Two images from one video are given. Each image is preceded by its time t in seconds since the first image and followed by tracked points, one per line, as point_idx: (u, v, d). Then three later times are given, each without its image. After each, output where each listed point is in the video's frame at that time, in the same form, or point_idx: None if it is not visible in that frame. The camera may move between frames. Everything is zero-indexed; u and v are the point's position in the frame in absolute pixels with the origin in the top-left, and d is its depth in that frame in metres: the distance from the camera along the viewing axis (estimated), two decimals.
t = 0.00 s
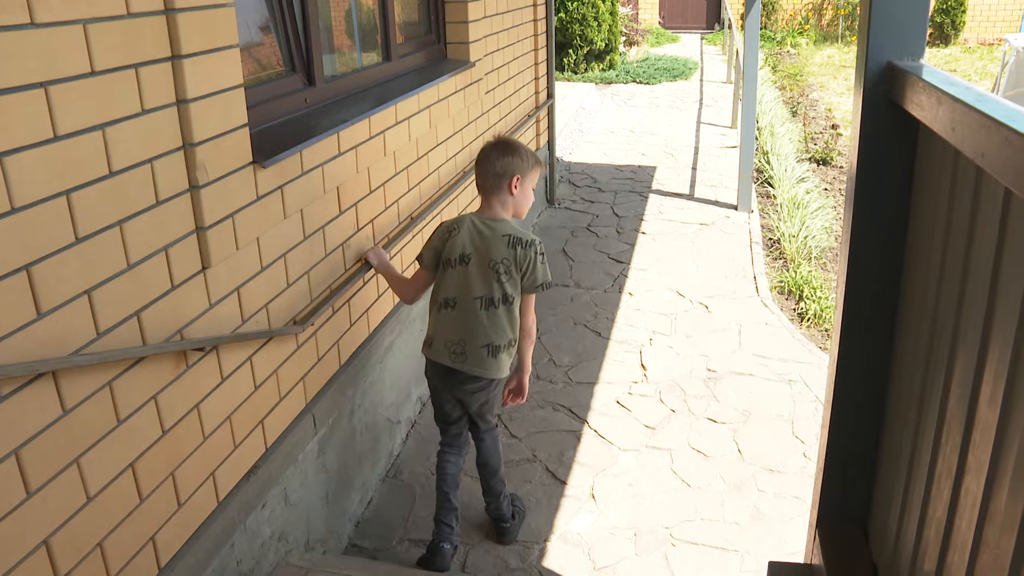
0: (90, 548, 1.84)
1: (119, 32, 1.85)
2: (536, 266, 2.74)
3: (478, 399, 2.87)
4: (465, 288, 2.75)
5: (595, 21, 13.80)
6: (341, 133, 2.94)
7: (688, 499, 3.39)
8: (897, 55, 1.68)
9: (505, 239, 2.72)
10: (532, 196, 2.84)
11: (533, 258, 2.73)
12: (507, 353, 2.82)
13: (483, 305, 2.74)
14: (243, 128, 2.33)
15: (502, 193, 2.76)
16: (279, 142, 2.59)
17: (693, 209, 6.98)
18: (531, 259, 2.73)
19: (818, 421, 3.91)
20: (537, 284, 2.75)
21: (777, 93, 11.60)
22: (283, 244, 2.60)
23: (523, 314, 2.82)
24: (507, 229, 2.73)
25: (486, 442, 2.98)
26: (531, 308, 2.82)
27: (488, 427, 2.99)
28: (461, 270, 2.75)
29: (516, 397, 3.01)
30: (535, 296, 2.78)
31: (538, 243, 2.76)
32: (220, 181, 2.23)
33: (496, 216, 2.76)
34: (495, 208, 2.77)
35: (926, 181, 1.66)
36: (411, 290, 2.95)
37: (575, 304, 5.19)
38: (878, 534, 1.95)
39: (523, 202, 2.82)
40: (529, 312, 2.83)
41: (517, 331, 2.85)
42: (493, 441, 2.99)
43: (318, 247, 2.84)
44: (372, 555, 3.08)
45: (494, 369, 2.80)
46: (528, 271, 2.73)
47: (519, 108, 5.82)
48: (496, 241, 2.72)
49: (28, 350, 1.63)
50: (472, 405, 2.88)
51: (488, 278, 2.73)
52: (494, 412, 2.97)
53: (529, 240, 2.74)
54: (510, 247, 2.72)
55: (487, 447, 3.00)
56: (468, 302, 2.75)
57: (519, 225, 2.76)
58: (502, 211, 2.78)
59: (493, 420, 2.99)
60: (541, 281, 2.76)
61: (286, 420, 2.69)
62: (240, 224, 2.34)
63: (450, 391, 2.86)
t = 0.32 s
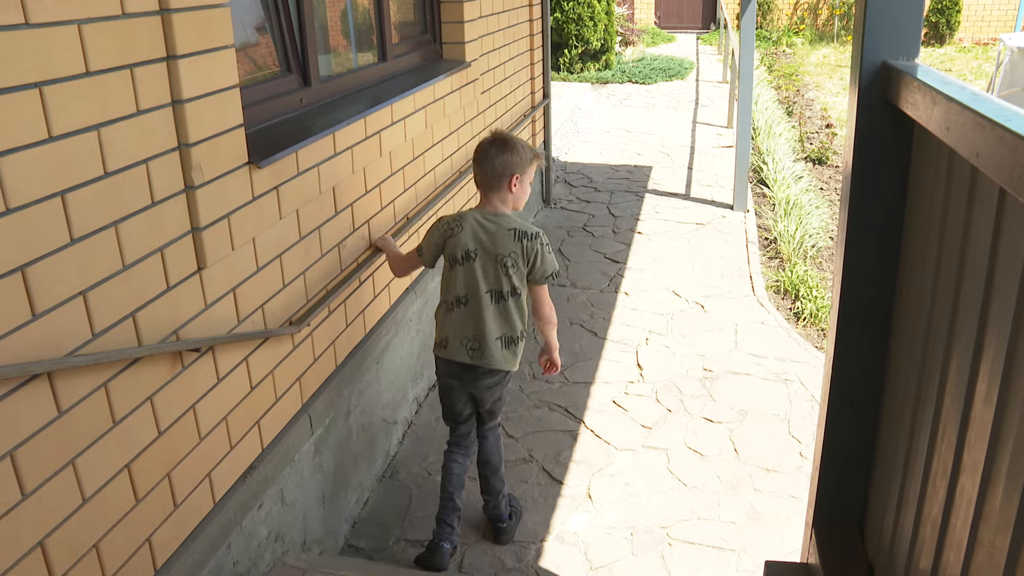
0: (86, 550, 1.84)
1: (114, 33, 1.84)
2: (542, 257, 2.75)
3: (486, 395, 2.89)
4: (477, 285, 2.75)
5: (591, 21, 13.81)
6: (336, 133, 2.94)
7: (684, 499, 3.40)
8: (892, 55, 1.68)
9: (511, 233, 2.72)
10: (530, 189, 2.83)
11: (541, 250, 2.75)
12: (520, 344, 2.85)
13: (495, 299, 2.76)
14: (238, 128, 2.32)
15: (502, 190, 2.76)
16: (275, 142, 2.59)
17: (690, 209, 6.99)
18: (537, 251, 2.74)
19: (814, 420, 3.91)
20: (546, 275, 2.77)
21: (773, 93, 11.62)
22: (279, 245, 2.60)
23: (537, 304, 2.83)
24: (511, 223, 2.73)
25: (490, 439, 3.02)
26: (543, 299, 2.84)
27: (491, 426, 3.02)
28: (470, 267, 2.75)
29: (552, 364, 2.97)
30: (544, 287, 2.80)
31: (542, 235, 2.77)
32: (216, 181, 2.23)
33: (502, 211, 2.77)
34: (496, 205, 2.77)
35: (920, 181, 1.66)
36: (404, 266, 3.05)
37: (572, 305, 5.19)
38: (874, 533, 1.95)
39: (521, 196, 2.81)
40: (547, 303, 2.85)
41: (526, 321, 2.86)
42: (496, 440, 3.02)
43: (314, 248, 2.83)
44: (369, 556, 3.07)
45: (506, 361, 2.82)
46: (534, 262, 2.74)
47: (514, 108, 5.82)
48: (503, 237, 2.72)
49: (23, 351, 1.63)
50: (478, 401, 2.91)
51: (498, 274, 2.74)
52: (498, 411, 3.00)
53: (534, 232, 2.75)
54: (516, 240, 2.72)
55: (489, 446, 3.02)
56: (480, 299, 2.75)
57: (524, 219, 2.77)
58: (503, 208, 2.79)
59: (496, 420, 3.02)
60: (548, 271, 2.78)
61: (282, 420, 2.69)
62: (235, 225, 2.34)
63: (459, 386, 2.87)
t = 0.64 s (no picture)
0: (82, 551, 1.84)
1: (110, 33, 1.84)
2: (526, 248, 2.73)
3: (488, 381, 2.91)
4: (464, 274, 2.78)
5: (588, 21, 13.82)
6: (333, 133, 2.93)
7: (681, 498, 3.40)
8: (888, 55, 1.69)
9: (496, 223, 2.73)
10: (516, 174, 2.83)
11: (526, 240, 2.73)
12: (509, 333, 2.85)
13: (482, 288, 2.79)
14: (235, 128, 2.32)
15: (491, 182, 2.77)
16: (272, 143, 2.59)
17: (686, 209, 7.00)
18: (521, 242, 2.73)
19: (811, 420, 3.91)
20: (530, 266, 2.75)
21: (770, 93, 11.64)
22: (275, 245, 2.60)
23: (524, 297, 2.80)
24: (497, 213, 2.73)
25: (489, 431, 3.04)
26: (529, 292, 2.79)
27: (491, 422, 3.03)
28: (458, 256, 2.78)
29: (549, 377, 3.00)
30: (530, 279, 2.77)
31: (529, 225, 2.75)
32: (213, 181, 2.23)
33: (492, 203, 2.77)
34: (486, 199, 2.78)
35: (916, 181, 1.67)
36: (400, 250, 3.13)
37: (568, 305, 5.19)
38: (870, 533, 1.95)
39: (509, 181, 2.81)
40: (531, 297, 2.81)
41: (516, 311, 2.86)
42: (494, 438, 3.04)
43: (310, 248, 2.83)
44: (366, 556, 3.07)
45: (492, 349, 2.84)
46: (517, 253, 2.73)
47: (511, 108, 5.82)
48: (489, 227, 2.73)
49: (20, 352, 1.62)
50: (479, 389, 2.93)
51: (484, 263, 2.76)
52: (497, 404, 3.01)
53: (521, 222, 2.74)
54: (501, 231, 2.72)
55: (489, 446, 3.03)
56: (467, 287, 2.79)
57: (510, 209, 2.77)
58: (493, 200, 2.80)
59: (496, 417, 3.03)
60: (532, 261, 2.75)
61: (278, 421, 2.69)
62: (232, 225, 2.33)
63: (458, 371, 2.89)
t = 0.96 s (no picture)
0: (79, 552, 1.84)
1: (105, 34, 1.84)
2: (509, 248, 2.75)
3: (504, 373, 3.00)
4: (459, 268, 2.89)
5: (584, 21, 13.82)
6: (329, 134, 2.93)
7: (677, 498, 3.40)
8: (884, 54, 1.69)
9: (486, 223, 2.78)
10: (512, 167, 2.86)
11: (513, 241, 2.75)
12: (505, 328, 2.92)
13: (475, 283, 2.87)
14: (231, 129, 2.32)
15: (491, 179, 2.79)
16: (268, 143, 2.59)
17: (683, 209, 7.00)
18: (506, 242, 2.76)
19: (807, 420, 3.92)
20: (516, 268, 2.76)
21: (766, 93, 11.65)
22: (271, 245, 2.60)
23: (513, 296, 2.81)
24: (486, 213, 2.78)
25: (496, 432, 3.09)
26: (517, 289, 2.79)
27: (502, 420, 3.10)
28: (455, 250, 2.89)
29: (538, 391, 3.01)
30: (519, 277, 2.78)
31: (517, 224, 2.77)
32: (209, 182, 2.23)
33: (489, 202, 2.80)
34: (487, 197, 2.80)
35: (912, 181, 1.67)
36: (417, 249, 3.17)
37: (565, 305, 5.19)
38: (867, 533, 1.96)
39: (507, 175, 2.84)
40: (520, 296, 2.80)
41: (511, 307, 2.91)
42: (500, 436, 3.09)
43: (306, 249, 2.83)
44: (362, 557, 3.08)
45: (488, 343, 2.93)
46: (501, 253, 2.76)
47: (507, 108, 5.82)
48: (479, 225, 2.79)
49: (15, 353, 1.62)
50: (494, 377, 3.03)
51: (475, 260, 2.84)
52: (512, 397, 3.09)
53: (511, 222, 2.77)
54: (489, 230, 2.78)
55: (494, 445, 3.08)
56: (461, 281, 2.89)
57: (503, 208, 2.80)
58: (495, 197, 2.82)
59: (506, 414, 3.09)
60: (517, 262, 2.76)
61: (275, 421, 2.68)
62: (228, 226, 2.33)
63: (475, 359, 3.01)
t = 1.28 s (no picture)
0: (75, 553, 1.83)
1: (100, 34, 1.83)
2: (521, 250, 2.87)
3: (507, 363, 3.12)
4: (465, 271, 2.96)
5: (580, 21, 13.82)
6: (325, 134, 2.93)
7: (674, 497, 3.41)
8: (879, 54, 1.69)
9: (497, 227, 2.87)
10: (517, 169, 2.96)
11: (523, 243, 2.87)
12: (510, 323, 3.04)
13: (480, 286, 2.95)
14: (226, 129, 2.31)
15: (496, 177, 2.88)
16: (264, 144, 2.58)
17: (679, 209, 7.01)
18: (518, 245, 2.87)
19: (804, 419, 3.93)
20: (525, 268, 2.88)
21: (762, 93, 11.67)
22: (267, 246, 2.60)
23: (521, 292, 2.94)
24: (496, 217, 2.87)
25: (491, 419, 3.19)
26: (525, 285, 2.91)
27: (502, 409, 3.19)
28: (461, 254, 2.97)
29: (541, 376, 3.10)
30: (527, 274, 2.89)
31: (527, 228, 2.88)
32: (204, 183, 2.22)
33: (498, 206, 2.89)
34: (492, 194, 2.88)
35: (908, 181, 1.67)
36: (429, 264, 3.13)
37: (561, 305, 5.19)
38: (863, 532, 1.96)
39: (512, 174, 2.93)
40: (525, 291, 2.92)
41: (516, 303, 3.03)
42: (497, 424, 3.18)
43: (302, 249, 2.83)
44: (359, 558, 3.07)
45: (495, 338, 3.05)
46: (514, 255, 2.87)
47: (504, 109, 5.82)
48: (488, 230, 2.88)
49: (10, 354, 1.62)
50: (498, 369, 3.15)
51: (482, 263, 2.92)
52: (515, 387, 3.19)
53: (518, 224, 2.88)
54: (500, 234, 2.87)
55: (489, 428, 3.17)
56: (467, 284, 2.97)
57: (511, 211, 2.88)
58: (499, 195, 2.92)
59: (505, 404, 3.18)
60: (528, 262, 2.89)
61: (271, 422, 2.68)
62: (224, 226, 2.33)
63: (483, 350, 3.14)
